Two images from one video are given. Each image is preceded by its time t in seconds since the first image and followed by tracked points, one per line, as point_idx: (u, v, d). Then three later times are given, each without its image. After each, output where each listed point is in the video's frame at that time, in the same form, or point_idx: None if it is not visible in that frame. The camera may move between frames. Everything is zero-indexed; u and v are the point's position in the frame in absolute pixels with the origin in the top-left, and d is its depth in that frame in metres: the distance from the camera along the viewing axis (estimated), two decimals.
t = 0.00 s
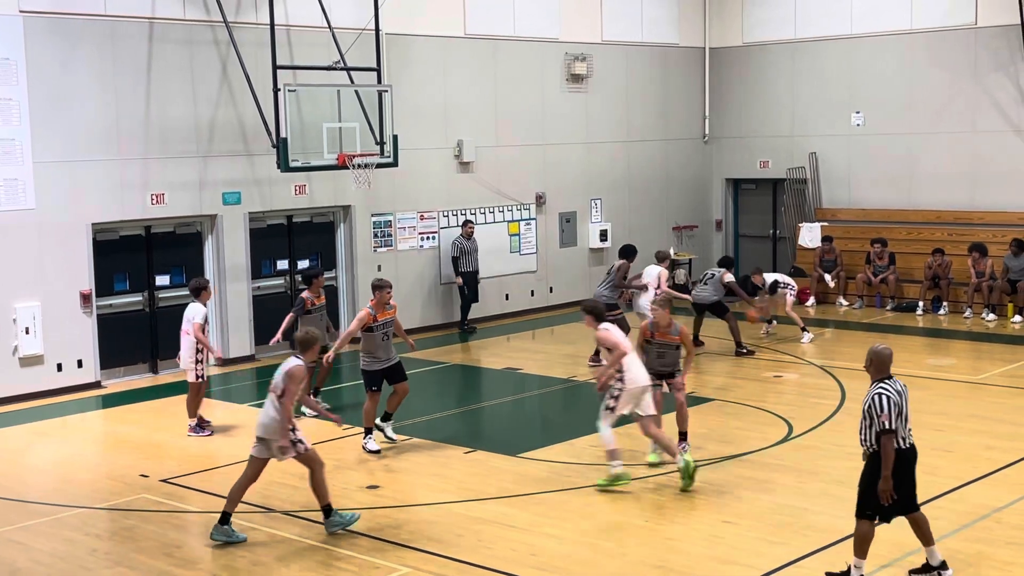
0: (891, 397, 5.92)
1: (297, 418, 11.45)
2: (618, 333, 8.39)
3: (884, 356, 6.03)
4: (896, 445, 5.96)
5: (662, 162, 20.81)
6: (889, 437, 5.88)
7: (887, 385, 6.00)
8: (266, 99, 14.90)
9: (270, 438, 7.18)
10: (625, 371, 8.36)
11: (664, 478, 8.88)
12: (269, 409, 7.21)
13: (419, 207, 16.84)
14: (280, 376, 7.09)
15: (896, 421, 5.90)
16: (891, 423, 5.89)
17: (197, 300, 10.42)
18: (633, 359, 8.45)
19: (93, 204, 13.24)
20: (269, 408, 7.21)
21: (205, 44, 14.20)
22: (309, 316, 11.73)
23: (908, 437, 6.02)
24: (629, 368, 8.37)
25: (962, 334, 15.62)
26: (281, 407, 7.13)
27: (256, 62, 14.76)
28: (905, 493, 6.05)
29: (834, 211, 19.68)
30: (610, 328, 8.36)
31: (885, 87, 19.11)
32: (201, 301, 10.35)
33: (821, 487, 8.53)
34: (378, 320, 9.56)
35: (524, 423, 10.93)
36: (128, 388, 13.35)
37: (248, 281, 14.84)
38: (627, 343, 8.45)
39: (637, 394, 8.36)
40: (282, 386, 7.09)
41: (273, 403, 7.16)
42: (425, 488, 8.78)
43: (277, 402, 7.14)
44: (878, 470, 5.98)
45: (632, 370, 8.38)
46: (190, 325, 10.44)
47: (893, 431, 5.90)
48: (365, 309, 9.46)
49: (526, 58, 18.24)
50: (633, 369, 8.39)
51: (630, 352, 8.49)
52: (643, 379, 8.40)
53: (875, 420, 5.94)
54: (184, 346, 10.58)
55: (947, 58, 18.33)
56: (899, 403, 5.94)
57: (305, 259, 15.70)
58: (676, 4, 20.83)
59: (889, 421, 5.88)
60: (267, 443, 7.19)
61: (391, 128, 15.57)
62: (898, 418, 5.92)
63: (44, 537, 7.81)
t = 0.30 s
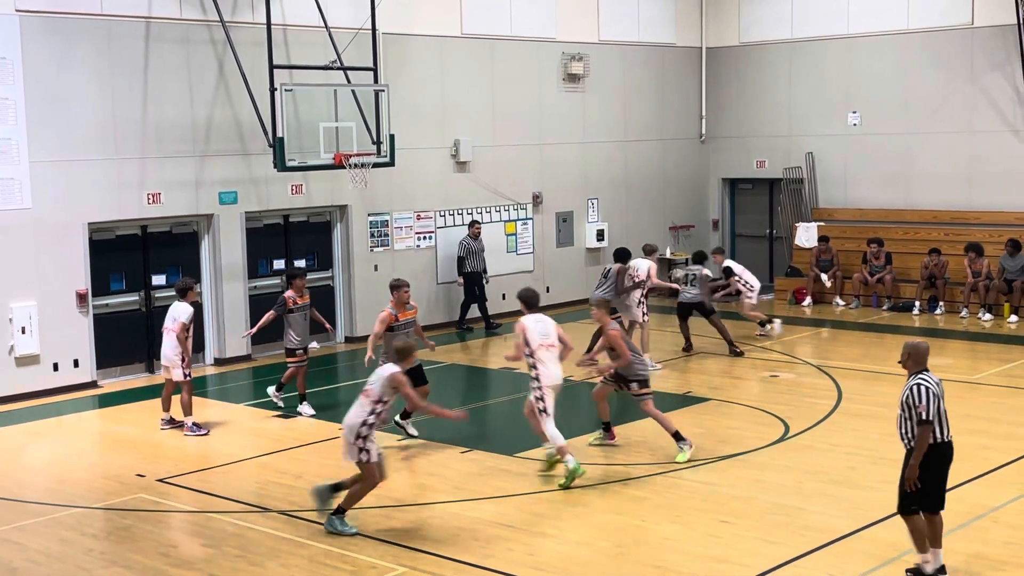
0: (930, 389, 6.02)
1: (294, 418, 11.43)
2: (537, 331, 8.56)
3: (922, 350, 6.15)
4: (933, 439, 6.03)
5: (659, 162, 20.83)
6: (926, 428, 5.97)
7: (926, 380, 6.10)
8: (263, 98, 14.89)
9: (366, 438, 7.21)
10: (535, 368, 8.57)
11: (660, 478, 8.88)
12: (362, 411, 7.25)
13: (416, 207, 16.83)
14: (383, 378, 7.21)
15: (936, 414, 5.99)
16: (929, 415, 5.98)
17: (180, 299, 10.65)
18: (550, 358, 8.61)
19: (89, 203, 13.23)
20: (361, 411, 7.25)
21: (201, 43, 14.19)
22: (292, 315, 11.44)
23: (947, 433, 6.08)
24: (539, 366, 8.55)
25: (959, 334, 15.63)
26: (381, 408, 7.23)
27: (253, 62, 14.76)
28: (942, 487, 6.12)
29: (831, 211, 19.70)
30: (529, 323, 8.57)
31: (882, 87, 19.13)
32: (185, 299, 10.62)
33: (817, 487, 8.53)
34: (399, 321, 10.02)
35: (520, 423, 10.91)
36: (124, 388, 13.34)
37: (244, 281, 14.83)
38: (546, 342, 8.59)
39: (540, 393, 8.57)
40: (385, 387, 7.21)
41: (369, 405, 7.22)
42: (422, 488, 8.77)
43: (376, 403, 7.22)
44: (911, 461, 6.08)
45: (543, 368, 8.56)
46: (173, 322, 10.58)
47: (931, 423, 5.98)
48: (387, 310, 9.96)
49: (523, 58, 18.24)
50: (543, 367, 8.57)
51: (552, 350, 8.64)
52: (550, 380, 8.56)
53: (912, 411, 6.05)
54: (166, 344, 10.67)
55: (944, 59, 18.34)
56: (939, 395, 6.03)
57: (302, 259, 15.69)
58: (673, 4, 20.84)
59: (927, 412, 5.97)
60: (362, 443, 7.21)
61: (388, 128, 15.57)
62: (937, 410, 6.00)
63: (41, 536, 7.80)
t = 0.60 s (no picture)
0: (964, 390, 6.02)
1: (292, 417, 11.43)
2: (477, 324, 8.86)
3: (959, 351, 6.12)
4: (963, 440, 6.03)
5: (658, 162, 20.84)
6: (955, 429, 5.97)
7: (960, 380, 6.10)
8: (261, 97, 14.88)
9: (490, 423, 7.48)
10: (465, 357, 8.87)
11: (658, 478, 8.87)
12: (479, 397, 7.51)
13: (414, 206, 16.83)
14: (494, 361, 7.49)
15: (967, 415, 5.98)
16: (960, 416, 5.97)
17: (179, 301, 10.73)
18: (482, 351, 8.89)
19: (88, 202, 13.23)
20: (477, 397, 7.51)
21: (200, 42, 14.19)
22: (273, 317, 11.42)
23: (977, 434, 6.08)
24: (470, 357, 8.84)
25: (958, 333, 15.63)
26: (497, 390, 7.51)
27: (252, 61, 14.76)
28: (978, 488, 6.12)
29: (829, 211, 19.72)
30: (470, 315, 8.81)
31: (881, 87, 19.13)
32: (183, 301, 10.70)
33: (816, 487, 8.53)
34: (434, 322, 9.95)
35: (518, 423, 10.90)
36: (123, 388, 13.34)
37: (243, 280, 14.82)
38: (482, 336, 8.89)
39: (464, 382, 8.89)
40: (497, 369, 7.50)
41: (486, 389, 7.49)
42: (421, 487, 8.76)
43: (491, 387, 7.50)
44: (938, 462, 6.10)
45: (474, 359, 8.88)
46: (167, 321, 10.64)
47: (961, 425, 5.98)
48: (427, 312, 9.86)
49: (522, 57, 18.25)
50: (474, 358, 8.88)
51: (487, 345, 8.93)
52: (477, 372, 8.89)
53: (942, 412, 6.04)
54: (153, 340, 10.72)
55: (943, 58, 18.35)
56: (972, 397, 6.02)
57: (301, 258, 15.70)
58: (672, 4, 20.85)
59: (958, 413, 5.96)
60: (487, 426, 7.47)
61: (387, 127, 15.58)
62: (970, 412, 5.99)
63: (39, 536, 7.80)
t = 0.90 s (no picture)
0: (995, 394, 6.02)
1: (291, 417, 11.41)
2: (411, 318, 9.48)
3: (980, 354, 6.12)
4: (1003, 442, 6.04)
5: (658, 161, 20.84)
6: (994, 435, 5.98)
7: (990, 383, 6.11)
8: (261, 97, 14.88)
9: (606, 401, 7.96)
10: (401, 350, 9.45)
11: (658, 477, 8.87)
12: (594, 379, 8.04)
13: (414, 206, 16.82)
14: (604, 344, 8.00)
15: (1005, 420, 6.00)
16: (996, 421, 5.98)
17: (178, 305, 10.74)
18: (416, 344, 9.48)
19: (88, 201, 13.23)
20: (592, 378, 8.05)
21: (200, 41, 14.18)
22: (263, 319, 11.73)
23: (1016, 431, 6.08)
24: (405, 349, 9.44)
25: (958, 332, 15.63)
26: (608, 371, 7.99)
27: (252, 60, 14.74)
28: (1017, 486, 6.11)
29: (829, 210, 19.72)
30: (404, 310, 9.48)
31: (881, 86, 19.13)
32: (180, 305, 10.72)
33: (816, 487, 8.52)
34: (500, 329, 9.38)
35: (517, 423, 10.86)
36: (122, 387, 13.33)
37: (242, 279, 14.82)
38: (416, 329, 9.50)
39: (401, 374, 9.47)
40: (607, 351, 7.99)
41: (596, 371, 8.00)
42: (421, 487, 8.75)
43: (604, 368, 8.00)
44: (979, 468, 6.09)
45: (409, 352, 9.45)
46: (164, 323, 10.65)
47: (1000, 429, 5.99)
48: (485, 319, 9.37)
49: (522, 56, 18.25)
50: (410, 352, 9.46)
51: (420, 339, 9.52)
52: (412, 364, 9.44)
53: (981, 418, 6.04)
54: (145, 340, 10.73)
55: (943, 58, 18.35)
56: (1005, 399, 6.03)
57: (300, 258, 15.69)
58: (671, 3, 20.84)
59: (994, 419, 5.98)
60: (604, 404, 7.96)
61: (387, 126, 15.57)
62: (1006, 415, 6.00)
63: (40, 535, 7.79)
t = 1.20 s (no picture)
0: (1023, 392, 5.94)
1: (292, 415, 11.42)
2: (364, 312, 9.95)
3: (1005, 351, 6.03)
4: None
5: (658, 160, 20.83)
6: None
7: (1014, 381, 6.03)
8: (261, 94, 14.86)
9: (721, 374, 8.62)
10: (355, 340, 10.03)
11: (658, 475, 8.87)
12: (708, 355, 8.63)
13: (414, 204, 16.82)
14: (719, 323, 8.55)
15: None
16: None
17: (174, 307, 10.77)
18: (368, 335, 10.02)
19: (88, 200, 13.23)
20: (704, 355, 8.64)
21: (200, 40, 14.18)
22: (265, 315, 11.70)
23: None
24: (358, 340, 10.00)
25: (958, 330, 15.64)
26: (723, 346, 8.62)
27: (252, 58, 14.74)
28: None
29: (829, 208, 19.72)
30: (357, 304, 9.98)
31: (881, 84, 19.12)
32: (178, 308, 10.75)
33: (816, 485, 8.53)
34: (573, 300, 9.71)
35: (516, 421, 10.89)
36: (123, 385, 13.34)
37: (243, 277, 14.82)
38: (368, 322, 9.99)
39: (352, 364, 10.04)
40: (722, 328, 8.58)
41: (712, 348, 8.60)
42: (421, 485, 8.76)
43: (718, 345, 8.60)
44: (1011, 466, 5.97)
45: (361, 342, 10.01)
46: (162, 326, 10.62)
47: None
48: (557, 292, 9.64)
49: (522, 55, 18.24)
50: (360, 344, 10.01)
51: (373, 331, 10.05)
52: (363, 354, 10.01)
53: (1014, 417, 5.93)
54: (139, 343, 10.65)
55: (943, 57, 18.35)
56: None
57: (300, 256, 15.69)
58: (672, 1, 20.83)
59: None
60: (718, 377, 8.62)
61: (388, 125, 15.56)
62: None
63: (41, 534, 7.79)
